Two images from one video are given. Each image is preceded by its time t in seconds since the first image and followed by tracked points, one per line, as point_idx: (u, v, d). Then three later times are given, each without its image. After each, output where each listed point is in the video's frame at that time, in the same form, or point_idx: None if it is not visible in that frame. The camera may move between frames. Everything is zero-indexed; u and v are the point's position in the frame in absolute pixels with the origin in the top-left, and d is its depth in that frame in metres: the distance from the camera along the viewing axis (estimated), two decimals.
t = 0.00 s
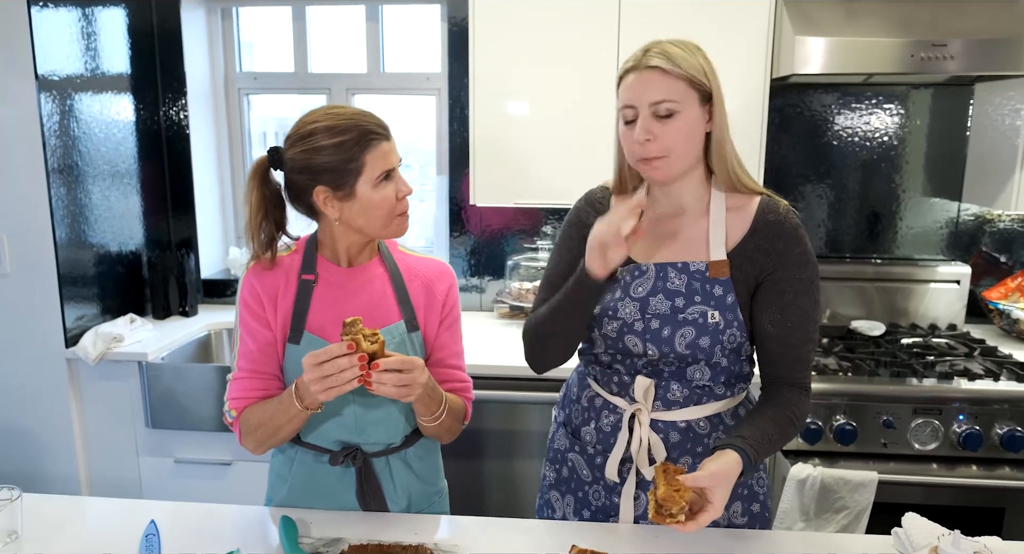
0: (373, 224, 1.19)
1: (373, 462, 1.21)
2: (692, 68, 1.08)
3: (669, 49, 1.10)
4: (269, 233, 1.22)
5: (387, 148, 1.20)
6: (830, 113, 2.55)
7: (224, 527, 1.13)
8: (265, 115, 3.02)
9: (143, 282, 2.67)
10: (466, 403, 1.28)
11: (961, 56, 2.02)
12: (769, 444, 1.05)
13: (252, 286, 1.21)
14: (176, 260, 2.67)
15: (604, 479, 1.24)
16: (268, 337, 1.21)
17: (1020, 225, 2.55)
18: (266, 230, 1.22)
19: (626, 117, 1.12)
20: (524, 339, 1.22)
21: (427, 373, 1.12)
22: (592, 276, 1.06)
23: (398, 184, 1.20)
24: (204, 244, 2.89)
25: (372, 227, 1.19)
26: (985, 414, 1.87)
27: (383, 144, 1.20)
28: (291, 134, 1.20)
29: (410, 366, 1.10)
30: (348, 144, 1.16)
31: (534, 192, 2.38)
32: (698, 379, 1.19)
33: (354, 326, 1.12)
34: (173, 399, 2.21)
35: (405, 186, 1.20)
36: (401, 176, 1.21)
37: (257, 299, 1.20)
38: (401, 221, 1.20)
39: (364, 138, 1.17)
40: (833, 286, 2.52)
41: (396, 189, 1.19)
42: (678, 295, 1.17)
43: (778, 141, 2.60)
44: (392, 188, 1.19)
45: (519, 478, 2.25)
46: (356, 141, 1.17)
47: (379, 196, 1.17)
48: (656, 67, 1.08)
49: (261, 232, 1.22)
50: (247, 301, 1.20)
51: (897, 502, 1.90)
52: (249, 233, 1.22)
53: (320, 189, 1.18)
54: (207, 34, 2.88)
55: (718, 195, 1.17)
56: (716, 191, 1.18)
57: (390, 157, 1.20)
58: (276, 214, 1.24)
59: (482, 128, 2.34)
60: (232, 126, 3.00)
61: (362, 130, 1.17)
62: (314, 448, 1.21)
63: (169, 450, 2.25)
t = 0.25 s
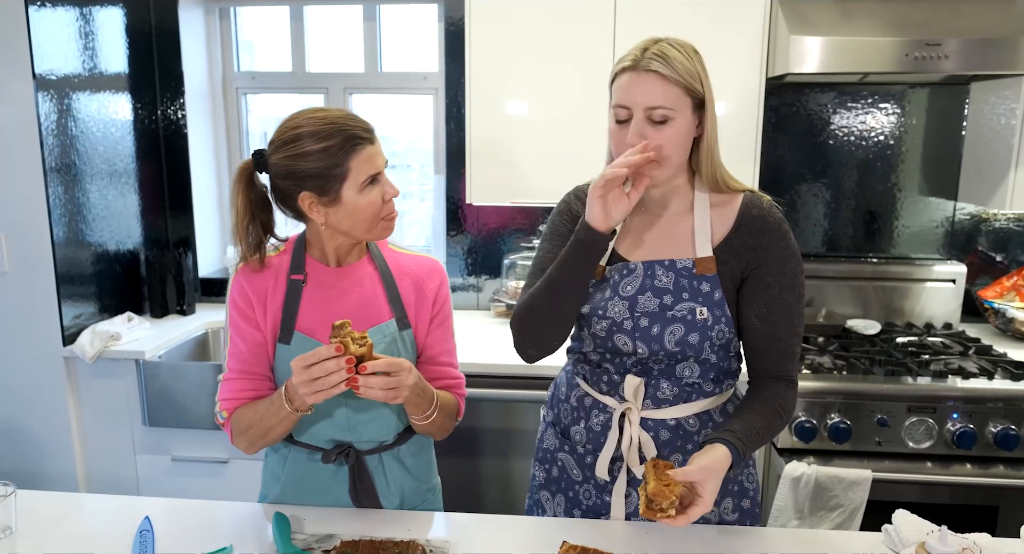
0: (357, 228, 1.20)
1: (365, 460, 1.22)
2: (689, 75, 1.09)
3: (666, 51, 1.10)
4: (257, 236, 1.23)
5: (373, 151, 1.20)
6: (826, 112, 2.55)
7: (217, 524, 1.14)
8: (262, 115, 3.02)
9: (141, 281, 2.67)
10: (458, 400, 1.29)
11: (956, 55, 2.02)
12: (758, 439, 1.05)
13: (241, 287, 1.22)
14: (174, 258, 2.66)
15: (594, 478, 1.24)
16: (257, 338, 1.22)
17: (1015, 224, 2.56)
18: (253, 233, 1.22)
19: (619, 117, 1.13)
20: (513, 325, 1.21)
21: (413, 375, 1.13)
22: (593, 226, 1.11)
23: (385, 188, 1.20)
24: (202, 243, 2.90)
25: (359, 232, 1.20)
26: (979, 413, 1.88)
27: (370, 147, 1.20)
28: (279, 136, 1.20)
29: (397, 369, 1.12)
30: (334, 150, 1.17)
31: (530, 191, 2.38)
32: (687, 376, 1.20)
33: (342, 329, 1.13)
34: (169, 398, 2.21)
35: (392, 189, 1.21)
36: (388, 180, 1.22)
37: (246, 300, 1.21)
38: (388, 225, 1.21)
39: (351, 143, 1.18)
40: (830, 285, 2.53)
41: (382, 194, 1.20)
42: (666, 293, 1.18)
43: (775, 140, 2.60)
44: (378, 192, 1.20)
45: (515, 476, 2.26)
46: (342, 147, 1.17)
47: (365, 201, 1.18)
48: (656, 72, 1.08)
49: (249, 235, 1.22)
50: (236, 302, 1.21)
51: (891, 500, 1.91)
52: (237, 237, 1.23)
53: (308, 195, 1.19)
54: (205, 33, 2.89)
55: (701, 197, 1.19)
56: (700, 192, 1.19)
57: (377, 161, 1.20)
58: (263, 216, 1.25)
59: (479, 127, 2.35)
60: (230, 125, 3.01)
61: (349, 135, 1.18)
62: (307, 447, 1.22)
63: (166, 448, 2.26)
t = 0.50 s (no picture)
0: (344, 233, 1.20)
1: (363, 460, 1.22)
2: (688, 77, 1.10)
3: (666, 51, 1.10)
4: (250, 235, 1.23)
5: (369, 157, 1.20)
6: (825, 112, 2.56)
7: (215, 522, 1.14)
8: (262, 115, 3.03)
9: (141, 281, 2.68)
10: (454, 400, 1.29)
11: (955, 55, 2.03)
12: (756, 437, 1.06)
13: (236, 288, 1.22)
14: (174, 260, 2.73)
15: (590, 478, 1.24)
16: (252, 338, 1.22)
17: (1014, 224, 2.56)
18: (246, 232, 1.23)
19: (617, 116, 1.13)
20: (512, 330, 1.18)
21: (408, 380, 1.13)
22: (593, 233, 1.09)
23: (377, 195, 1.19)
24: (201, 243, 2.90)
25: (348, 237, 1.20)
26: (977, 413, 1.88)
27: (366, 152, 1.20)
28: (274, 137, 1.20)
29: (391, 375, 1.12)
30: (325, 154, 1.17)
31: (529, 191, 2.38)
32: (683, 376, 1.20)
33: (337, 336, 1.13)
34: (169, 397, 2.21)
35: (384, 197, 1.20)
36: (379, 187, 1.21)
37: (241, 300, 1.22)
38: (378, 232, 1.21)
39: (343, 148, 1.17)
40: (829, 285, 2.53)
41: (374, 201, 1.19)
42: (661, 292, 1.18)
43: (774, 140, 2.60)
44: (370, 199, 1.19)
45: (514, 476, 2.26)
46: (333, 151, 1.17)
47: (355, 207, 1.18)
48: (656, 72, 1.08)
49: (242, 232, 1.23)
50: (231, 303, 1.22)
51: (889, 500, 1.91)
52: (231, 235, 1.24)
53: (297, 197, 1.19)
54: (204, 34, 2.89)
55: (694, 197, 1.19)
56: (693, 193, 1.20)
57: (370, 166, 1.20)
58: (257, 214, 1.26)
59: (479, 127, 2.35)
60: (230, 125, 3.01)
61: (343, 139, 1.18)
62: (303, 447, 1.22)
63: (165, 448, 2.26)
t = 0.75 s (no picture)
0: (339, 233, 1.19)
1: (362, 460, 1.22)
2: (695, 75, 1.10)
3: (673, 49, 1.10)
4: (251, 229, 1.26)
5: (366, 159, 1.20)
6: (825, 112, 2.56)
7: (214, 522, 1.14)
8: (262, 115, 3.03)
9: (141, 280, 2.68)
10: (454, 400, 1.29)
11: (955, 56, 2.03)
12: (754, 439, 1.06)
13: (236, 287, 1.22)
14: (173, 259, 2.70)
15: (590, 479, 1.24)
16: (252, 337, 1.22)
17: (1015, 223, 2.56)
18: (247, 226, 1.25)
19: (625, 114, 1.11)
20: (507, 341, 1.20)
21: (406, 386, 1.13)
22: (575, 289, 1.06)
23: (371, 198, 1.19)
24: (201, 242, 2.90)
25: (339, 237, 1.20)
26: (977, 413, 1.88)
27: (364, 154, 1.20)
28: (275, 132, 1.21)
29: (389, 380, 1.11)
30: (324, 154, 1.17)
31: (529, 191, 2.38)
32: (682, 376, 1.20)
33: (339, 339, 1.14)
34: (169, 397, 2.21)
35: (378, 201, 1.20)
36: (373, 190, 1.20)
37: (240, 299, 1.22)
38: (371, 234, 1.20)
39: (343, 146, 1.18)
40: (830, 285, 2.53)
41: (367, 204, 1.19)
42: (659, 292, 1.18)
43: (774, 140, 2.60)
44: (364, 201, 1.18)
45: (514, 476, 2.26)
46: (331, 152, 1.17)
47: (347, 210, 1.17)
48: (666, 71, 1.08)
49: (243, 226, 1.25)
50: (231, 302, 1.22)
51: (889, 500, 1.91)
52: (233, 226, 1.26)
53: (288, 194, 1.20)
54: (204, 33, 2.89)
55: (694, 196, 1.18)
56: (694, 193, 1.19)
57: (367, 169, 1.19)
58: (258, 206, 1.27)
59: (479, 127, 2.35)
60: (230, 125, 3.01)
61: (342, 140, 1.17)
62: (303, 447, 1.22)
63: (165, 448, 2.26)
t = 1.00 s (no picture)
0: (333, 233, 1.20)
1: (362, 460, 1.22)
2: (699, 83, 1.10)
3: (677, 57, 1.09)
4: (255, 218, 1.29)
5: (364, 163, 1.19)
6: (826, 112, 2.55)
7: (213, 523, 1.14)
8: (262, 115, 3.02)
9: (141, 281, 2.68)
10: (455, 400, 1.29)
11: (956, 56, 2.02)
12: (752, 439, 1.07)
13: (237, 286, 1.21)
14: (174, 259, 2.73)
15: (590, 480, 1.24)
16: (252, 336, 1.22)
17: (1015, 224, 2.56)
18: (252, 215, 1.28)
19: (632, 127, 1.11)
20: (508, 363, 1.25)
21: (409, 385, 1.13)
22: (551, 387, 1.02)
23: (364, 203, 1.18)
24: (201, 242, 2.89)
25: (331, 235, 1.20)
26: (978, 413, 1.88)
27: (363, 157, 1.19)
28: (287, 127, 1.19)
29: (392, 379, 1.11)
30: (324, 157, 1.17)
31: (529, 191, 2.38)
32: (681, 377, 1.20)
33: (342, 336, 1.14)
34: (168, 397, 2.21)
35: (370, 205, 1.19)
36: (368, 194, 1.19)
37: (241, 298, 1.21)
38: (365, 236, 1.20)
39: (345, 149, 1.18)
40: (831, 285, 2.52)
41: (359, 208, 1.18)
42: (656, 293, 1.18)
43: (775, 140, 2.60)
44: (357, 204, 1.18)
45: (514, 477, 2.26)
46: (331, 156, 1.17)
47: (339, 212, 1.17)
48: (674, 84, 1.08)
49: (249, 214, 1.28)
50: (232, 301, 1.21)
51: (890, 501, 1.91)
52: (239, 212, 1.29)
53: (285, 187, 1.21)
54: (204, 33, 2.89)
55: (691, 198, 1.19)
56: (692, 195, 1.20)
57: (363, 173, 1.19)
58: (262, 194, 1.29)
59: (479, 128, 2.35)
60: (230, 125, 3.01)
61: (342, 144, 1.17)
62: (303, 447, 1.22)
63: (165, 448, 2.26)
